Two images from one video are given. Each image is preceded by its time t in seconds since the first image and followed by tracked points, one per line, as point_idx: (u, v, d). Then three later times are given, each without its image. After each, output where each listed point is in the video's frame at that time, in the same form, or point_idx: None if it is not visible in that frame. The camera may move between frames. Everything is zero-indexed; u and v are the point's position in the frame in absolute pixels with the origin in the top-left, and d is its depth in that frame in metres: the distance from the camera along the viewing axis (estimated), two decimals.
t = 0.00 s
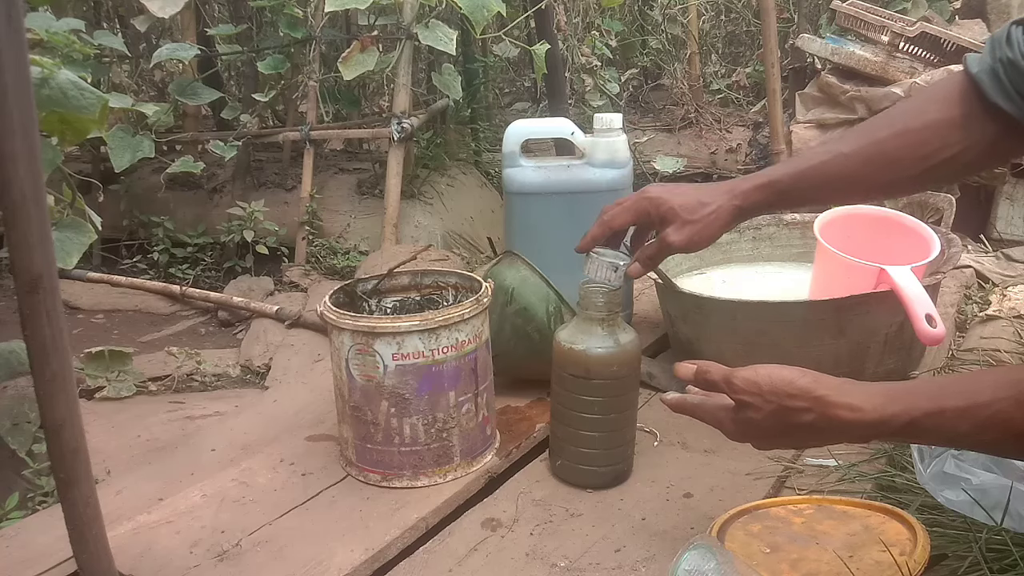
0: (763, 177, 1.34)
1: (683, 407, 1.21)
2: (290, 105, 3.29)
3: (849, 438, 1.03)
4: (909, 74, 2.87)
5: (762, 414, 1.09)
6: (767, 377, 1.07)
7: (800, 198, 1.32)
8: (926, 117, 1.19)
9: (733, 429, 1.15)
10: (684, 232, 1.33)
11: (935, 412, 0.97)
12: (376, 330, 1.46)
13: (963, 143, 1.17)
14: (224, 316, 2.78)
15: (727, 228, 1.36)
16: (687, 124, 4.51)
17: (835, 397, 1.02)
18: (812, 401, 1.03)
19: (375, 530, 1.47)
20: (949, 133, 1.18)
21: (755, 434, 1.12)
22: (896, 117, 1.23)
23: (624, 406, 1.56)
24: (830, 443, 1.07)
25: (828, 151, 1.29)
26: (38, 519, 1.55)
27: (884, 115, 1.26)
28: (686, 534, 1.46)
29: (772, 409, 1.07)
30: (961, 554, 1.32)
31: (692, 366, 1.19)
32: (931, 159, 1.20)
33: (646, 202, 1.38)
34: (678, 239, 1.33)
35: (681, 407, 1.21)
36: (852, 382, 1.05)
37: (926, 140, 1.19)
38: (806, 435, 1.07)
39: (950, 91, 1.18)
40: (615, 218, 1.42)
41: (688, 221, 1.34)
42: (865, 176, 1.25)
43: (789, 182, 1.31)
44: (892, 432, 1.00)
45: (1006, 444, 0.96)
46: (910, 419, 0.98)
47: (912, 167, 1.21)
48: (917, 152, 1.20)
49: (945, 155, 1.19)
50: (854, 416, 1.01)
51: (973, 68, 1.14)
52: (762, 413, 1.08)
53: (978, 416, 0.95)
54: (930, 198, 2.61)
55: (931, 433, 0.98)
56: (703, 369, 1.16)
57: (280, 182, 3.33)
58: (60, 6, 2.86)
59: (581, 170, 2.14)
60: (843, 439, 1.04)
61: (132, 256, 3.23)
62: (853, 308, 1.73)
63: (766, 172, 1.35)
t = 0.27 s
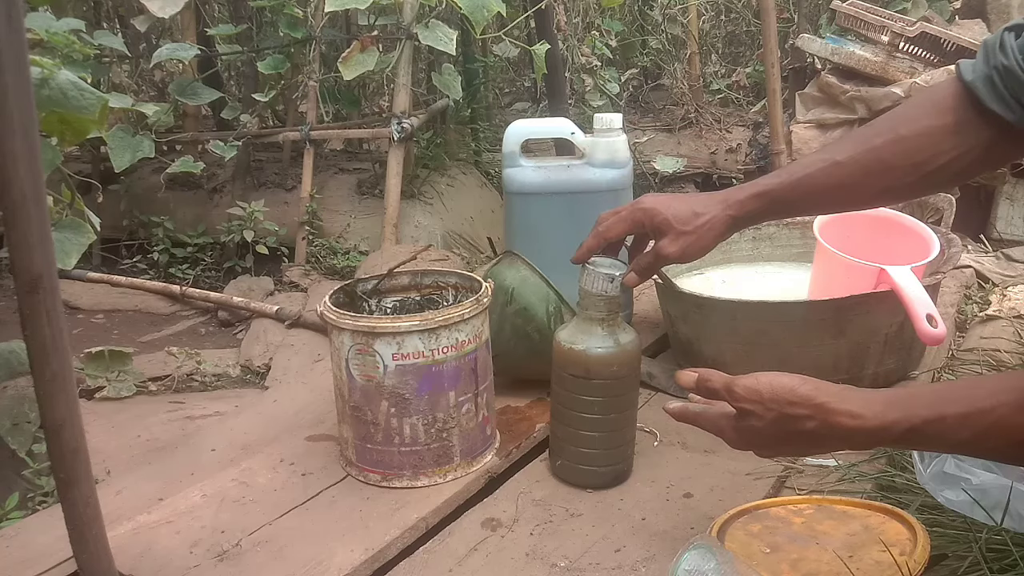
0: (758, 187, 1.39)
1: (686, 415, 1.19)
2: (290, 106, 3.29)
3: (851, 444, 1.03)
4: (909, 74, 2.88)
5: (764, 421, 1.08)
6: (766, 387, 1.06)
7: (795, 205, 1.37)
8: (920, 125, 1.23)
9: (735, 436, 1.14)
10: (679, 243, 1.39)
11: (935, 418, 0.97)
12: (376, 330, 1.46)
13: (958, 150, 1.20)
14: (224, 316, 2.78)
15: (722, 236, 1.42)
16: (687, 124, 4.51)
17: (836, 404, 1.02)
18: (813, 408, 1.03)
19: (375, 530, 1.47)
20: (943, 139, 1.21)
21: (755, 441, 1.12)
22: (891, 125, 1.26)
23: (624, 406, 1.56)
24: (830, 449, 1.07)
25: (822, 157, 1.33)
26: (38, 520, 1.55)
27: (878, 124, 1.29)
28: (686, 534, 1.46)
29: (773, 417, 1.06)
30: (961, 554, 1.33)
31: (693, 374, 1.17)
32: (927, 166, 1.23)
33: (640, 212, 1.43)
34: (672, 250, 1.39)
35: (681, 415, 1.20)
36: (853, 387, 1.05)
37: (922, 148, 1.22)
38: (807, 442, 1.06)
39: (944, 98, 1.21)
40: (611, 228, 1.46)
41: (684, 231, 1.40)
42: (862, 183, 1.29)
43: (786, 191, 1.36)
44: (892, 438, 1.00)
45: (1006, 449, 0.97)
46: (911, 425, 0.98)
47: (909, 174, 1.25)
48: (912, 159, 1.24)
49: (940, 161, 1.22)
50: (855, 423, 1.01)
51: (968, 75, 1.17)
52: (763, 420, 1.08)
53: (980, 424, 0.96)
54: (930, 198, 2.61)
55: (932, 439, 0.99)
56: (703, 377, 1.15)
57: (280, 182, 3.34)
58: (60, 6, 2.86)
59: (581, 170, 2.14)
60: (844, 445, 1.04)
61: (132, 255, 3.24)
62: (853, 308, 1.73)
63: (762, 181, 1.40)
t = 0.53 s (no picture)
0: (755, 192, 1.39)
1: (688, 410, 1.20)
2: (290, 106, 3.29)
3: (850, 440, 1.04)
4: (909, 74, 2.88)
5: (764, 415, 1.09)
6: (766, 380, 1.07)
7: (792, 210, 1.37)
8: (916, 129, 1.24)
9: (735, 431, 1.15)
10: (675, 248, 1.39)
11: (935, 414, 0.98)
12: (376, 330, 1.46)
13: (955, 153, 1.22)
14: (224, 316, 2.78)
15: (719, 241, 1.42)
16: (687, 124, 4.51)
17: (835, 400, 1.03)
18: (812, 403, 1.03)
19: (375, 530, 1.47)
20: (940, 144, 1.23)
21: (755, 434, 1.13)
22: (888, 129, 1.28)
23: (624, 406, 1.56)
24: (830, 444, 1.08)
25: (818, 161, 1.34)
26: (38, 520, 1.55)
27: (874, 128, 1.31)
28: (686, 534, 1.46)
29: (773, 412, 1.07)
30: (961, 554, 1.33)
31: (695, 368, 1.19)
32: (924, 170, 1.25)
33: (638, 217, 1.43)
34: (669, 255, 1.39)
35: (684, 412, 1.21)
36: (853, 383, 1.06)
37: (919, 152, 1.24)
38: (807, 437, 1.07)
39: (941, 103, 1.23)
40: (608, 232, 1.46)
41: (682, 236, 1.40)
42: (859, 187, 1.30)
43: (784, 197, 1.36)
44: (892, 434, 1.01)
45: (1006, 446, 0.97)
46: (909, 422, 0.99)
47: (906, 178, 1.26)
48: (908, 164, 1.25)
49: (937, 165, 1.24)
50: (853, 418, 1.01)
51: (965, 79, 1.18)
52: (762, 415, 1.09)
53: (979, 420, 0.96)
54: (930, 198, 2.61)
55: (931, 435, 0.99)
56: (704, 370, 1.16)
57: (280, 182, 3.34)
58: (60, 6, 2.86)
59: (582, 170, 2.14)
60: (844, 441, 1.05)
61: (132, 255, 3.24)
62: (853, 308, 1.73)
63: (759, 186, 1.40)
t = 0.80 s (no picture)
0: (753, 193, 1.39)
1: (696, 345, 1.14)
2: (290, 105, 3.29)
3: (844, 399, 1.05)
4: (909, 74, 2.88)
5: (765, 363, 1.09)
6: (774, 331, 1.08)
7: (791, 211, 1.37)
8: (914, 131, 1.25)
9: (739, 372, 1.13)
10: (673, 250, 1.39)
11: (926, 380, 1.00)
12: (376, 330, 1.46)
13: (953, 155, 1.23)
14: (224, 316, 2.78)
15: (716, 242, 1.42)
16: (687, 124, 4.51)
17: (837, 358, 1.04)
18: (814, 359, 1.04)
19: (375, 530, 1.47)
20: (939, 145, 1.24)
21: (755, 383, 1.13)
22: (886, 131, 1.28)
23: (624, 406, 1.56)
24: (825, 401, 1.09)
25: (816, 162, 1.35)
26: (39, 520, 1.55)
27: (871, 130, 1.31)
28: (686, 534, 1.46)
29: (776, 361, 1.08)
30: (961, 554, 1.33)
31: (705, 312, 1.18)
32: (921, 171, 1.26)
33: (635, 221, 1.42)
34: (666, 258, 1.39)
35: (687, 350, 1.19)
36: (854, 346, 1.07)
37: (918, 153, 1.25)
38: (803, 389, 1.08)
39: (939, 105, 1.24)
40: (607, 237, 1.46)
41: (679, 238, 1.39)
42: (857, 189, 1.31)
43: (782, 198, 1.36)
44: (884, 398, 1.02)
45: (991, 417, 1.00)
46: (901, 385, 1.00)
47: (904, 180, 1.27)
48: (906, 165, 1.26)
49: (936, 166, 1.25)
50: (850, 378, 1.03)
51: (965, 81, 1.20)
52: (764, 363, 1.09)
53: (967, 387, 0.98)
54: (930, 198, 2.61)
55: (921, 400, 1.01)
56: (716, 316, 1.16)
57: (280, 182, 3.33)
58: (60, 6, 2.86)
59: (581, 170, 2.14)
60: (838, 399, 1.06)
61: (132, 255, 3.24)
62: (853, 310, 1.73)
63: (757, 187, 1.40)
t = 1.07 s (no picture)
0: (754, 195, 1.39)
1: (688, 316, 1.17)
2: (290, 106, 3.29)
3: (834, 376, 1.06)
4: (909, 74, 2.88)
5: (758, 338, 1.10)
6: (769, 306, 1.09)
7: (791, 212, 1.38)
8: (915, 131, 1.25)
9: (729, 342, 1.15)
10: (673, 253, 1.38)
11: (916, 359, 1.00)
12: (376, 330, 1.46)
13: (953, 155, 1.24)
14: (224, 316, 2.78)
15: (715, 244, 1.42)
16: (687, 124, 4.51)
17: (830, 336, 1.05)
18: (808, 336, 1.05)
19: (375, 530, 1.47)
20: (939, 145, 1.24)
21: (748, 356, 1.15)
22: (886, 131, 1.29)
23: (624, 406, 1.56)
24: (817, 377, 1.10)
25: (816, 163, 1.35)
26: (38, 520, 1.55)
27: (872, 130, 1.31)
28: (686, 534, 1.46)
29: (768, 336, 1.09)
30: (961, 554, 1.33)
31: (701, 284, 1.19)
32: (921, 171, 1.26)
33: (635, 222, 1.43)
34: (668, 260, 1.38)
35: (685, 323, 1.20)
36: (850, 324, 1.08)
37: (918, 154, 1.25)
38: (795, 365, 1.10)
39: (940, 105, 1.24)
40: (607, 239, 1.47)
41: (679, 240, 1.39)
42: (857, 189, 1.31)
43: (782, 199, 1.36)
44: (874, 377, 1.03)
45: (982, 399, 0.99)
46: (890, 365, 1.01)
47: (905, 180, 1.27)
48: (906, 165, 1.26)
49: (936, 166, 1.25)
50: (841, 356, 1.04)
51: (966, 82, 1.20)
52: (758, 338, 1.11)
53: (955, 369, 0.98)
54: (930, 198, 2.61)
55: (910, 380, 1.01)
56: (712, 289, 1.17)
57: (280, 182, 3.34)
58: (60, 6, 2.86)
59: (581, 170, 2.14)
60: (829, 377, 1.07)
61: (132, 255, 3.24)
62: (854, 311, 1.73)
63: (758, 188, 1.40)
